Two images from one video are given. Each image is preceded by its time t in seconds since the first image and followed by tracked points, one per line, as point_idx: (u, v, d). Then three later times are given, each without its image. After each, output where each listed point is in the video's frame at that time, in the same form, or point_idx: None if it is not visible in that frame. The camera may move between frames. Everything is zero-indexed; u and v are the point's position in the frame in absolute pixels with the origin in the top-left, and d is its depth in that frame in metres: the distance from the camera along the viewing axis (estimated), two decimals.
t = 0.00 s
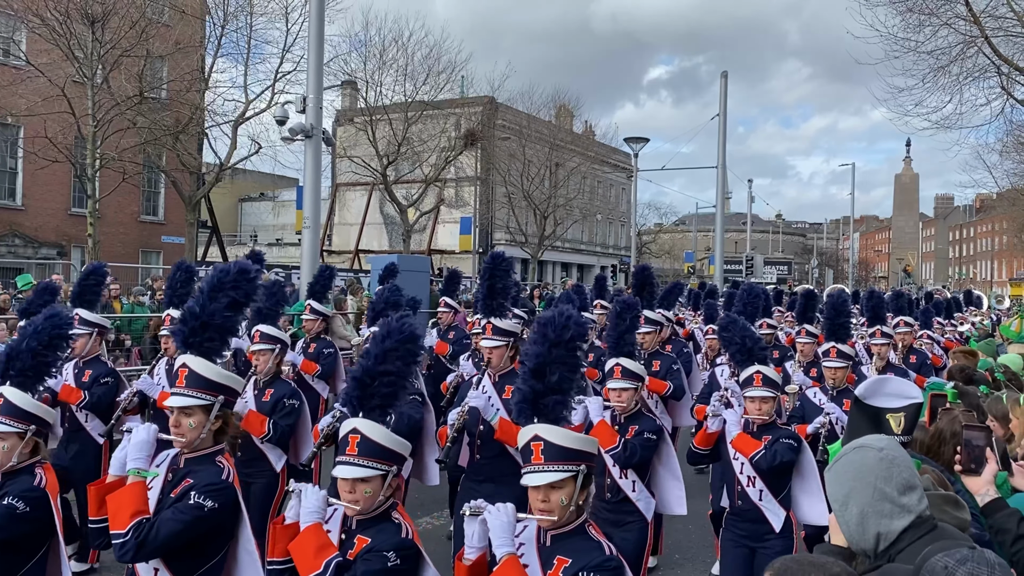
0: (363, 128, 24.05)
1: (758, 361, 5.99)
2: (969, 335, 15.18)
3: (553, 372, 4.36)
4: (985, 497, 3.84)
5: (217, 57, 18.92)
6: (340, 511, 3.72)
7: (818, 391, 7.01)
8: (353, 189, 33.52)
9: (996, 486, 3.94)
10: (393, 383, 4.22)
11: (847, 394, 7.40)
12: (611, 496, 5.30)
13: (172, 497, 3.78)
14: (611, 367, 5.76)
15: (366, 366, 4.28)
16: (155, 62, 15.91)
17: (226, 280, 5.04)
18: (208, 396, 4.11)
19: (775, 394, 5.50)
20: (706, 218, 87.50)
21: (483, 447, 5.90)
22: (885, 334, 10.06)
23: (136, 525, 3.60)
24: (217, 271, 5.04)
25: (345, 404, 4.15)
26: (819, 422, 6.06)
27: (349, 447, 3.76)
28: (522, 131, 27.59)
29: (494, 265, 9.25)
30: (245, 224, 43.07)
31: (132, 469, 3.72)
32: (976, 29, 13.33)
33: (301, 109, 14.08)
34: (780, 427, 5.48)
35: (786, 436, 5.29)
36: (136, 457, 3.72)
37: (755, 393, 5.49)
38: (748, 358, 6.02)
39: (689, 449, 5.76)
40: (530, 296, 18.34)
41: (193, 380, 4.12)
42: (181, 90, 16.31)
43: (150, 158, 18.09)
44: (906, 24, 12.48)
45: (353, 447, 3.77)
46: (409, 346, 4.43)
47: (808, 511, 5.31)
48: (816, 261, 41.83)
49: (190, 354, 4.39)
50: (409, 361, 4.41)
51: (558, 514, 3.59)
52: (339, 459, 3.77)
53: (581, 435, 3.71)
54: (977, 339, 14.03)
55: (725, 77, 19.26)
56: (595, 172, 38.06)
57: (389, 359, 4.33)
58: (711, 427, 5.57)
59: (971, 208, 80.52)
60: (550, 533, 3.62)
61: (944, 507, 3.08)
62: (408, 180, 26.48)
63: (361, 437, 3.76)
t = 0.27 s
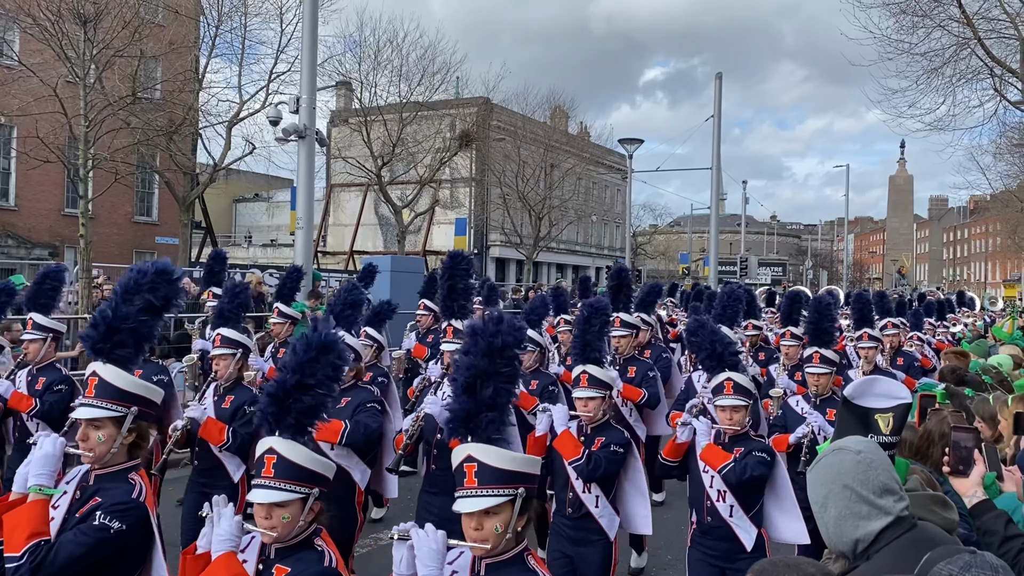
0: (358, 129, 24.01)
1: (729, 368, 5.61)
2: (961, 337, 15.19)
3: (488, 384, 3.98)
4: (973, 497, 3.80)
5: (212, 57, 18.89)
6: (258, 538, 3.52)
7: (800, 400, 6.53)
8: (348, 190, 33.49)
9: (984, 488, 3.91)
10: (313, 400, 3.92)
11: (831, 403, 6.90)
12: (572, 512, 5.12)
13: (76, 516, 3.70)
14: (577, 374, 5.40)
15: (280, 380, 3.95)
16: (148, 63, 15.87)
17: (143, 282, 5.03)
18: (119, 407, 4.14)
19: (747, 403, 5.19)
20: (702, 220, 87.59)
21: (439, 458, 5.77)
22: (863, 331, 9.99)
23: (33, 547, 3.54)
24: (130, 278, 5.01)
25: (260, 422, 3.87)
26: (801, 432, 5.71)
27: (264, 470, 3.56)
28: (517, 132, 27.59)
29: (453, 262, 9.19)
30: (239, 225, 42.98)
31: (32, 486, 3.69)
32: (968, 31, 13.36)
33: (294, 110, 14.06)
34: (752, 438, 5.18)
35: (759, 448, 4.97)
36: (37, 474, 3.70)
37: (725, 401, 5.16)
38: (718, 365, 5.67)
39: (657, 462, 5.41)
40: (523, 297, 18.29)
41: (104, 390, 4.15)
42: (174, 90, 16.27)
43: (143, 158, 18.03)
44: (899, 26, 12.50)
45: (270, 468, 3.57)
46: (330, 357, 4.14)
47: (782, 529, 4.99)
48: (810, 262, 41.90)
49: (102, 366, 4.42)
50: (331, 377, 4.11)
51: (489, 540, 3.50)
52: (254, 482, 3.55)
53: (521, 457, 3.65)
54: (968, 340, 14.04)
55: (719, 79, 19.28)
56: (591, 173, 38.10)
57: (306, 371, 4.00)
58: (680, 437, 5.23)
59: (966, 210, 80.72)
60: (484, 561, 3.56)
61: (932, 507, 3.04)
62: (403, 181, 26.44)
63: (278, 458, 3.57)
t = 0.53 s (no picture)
0: (352, 130, 23.99)
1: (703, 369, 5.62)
2: (954, 337, 15.22)
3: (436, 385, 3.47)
4: (966, 496, 3.79)
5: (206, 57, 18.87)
6: (175, 554, 3.43)
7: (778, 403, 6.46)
8: (343, 191, 33.47)
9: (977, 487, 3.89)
10: (239, 403, 3.94)
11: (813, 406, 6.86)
12: (540, 522, 5.07)
13: None
14: (545, 377, 5.43)
15: (204, 381, 3.95)
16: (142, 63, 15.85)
17: (53, 274, 5.14)
18: (23, 413, 4.03)
19: (721, 407, 5.09)
20: (697, 220, 87.70)
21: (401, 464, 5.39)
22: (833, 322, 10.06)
23: None
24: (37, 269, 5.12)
25: (179, 428, 3.86)
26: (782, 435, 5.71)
27: (183, 481, 3.51)
28: (512, 133, 27.63)
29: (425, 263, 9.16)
30: (234, 226, 42.93)
31: None
32: (962, 33, 13.39)
33: (288, 111, 14.06)
34: (725, 444, 5.04)
35: (732, 456, 4.85)
36: None
37: (698, 405, 5.08)
38: (692, 366, 5.66)
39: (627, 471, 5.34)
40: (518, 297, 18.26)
41: (5, 396, 4.06)
42: (168, 91, 16.24)
43: (136, 159, 18.00)
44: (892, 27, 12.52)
45: (189, 478, 3.52)
46: (260, 357, 4.12)
47: (757, 539, 4.87)
48: (805, 263, 41.98)
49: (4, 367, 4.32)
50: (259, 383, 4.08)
51: (425, 561, 3.12)
52: (172, 494, 3.50)
53: (463, 469, 3.28)
54: (961, 340, 14.07)
55: (714, 80, 19.31)
56: (586, 174, 38.14)
57: (233, 371, 4.00)
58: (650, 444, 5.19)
59: (960, 210, 80.93)
60: None
61: (922, 507, 3.04)
62: (398, 182, 26.44)
63: (198, 467, 3.53)
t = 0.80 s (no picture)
0: (348, 131, 23.97)
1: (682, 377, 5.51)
2: (948, 337, 15.26)
3: (364, 405, 3.24)
4: (961, 497, 3.83)
5: (202, 59, 18.86)
6: None
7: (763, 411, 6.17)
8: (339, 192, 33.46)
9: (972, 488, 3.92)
10: (161, 425, 3.58)
11: (798, 414, 6.15)
12: (511, 540, 4.73)
13: None
14: (516, 385, 5.05)
15: (124, 400, 3.61)
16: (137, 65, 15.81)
17: None
18: None
19: (701, 416, 4.71)
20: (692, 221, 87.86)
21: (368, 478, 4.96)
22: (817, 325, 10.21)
23: None
24: None
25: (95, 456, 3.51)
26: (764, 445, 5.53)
27: (95, 510, 3.18)
28: (507, 134, 27.68)
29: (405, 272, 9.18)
30: (230, 227, 42.90)
31: None
32: (955, 34, 13.43)
33: (283, 112, 14.03)
34: (706, 455, 4.66)
35: (711, 467, 4.47)
36: None
37: (676, 415, 4.69)
38: (671, 374, 5.54)
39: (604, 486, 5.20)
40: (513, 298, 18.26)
41: None
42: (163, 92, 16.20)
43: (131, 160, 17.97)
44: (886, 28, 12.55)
45: (102, 507, 3.19)
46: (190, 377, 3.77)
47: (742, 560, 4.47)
48: (800, 263, 42.12)
49: None
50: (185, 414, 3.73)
51: None
52: (82, 526, 3.17)
53: (409, 498, 3.04)
54: (956, 340, 14.12)
55: (709, 81, 19.37)
56: (582, 175, 38.19)
57: (158, 389, 3.66)
58: (626, 458, 4.92)
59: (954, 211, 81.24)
60: None
61: (916, 507, 3.05)
62: (393, 183, 26.43)
63: (110, 496, 3.19)
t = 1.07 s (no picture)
0: (344, 132, 23.94)
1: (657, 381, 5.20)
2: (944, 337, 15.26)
3: (270, 419, 3.00)
4: (959, 496, 3.84)
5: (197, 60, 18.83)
6: None
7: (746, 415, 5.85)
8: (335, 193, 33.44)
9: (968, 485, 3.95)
10: (47, 431, 3.19)
11: (781, 418, 5.77)
12: (476, 556, 4.60)
13: None
14: (483, 389, 4.85)
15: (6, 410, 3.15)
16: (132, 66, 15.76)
17: None
18: None
19: (676, 423, 4.54)
20: (688, 222, 87.96)
21: (332, 491, 4.47)
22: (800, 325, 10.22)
23: None
24: None
25: None
26: (744, 452, 5.31)
27: None
28: (503, 135, 27.69)
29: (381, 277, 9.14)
30: (225, 229, 42.85)
31: None
32: (950, 34, 13.45)
33: (279, 113, 14.00)
34: (683, 465, 4.50)
35: (688, 479, 4.35)
36: None
37: (650, 421, 4.53)
38: (644, 377, 5.21)
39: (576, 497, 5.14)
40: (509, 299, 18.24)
41: None
42: (159, 94, 16.15)
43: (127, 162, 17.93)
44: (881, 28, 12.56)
45: None
46: (86, 377, 3.35)
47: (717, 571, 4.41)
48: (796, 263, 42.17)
49: None
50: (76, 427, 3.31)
51: None
52: None
53: (317, 523, 2.81)
54: (951, 340, 14.13)
55: (704, 82, 19.39)
56: (578, 176, 38.23)
57: (44, 395, 3.23)
58: (597, 467, 4.95)
59: (949, 211, 81.43)
60: None
61: (911, 505, 3.05)
62: (389, 185, 26.41)
63: None
